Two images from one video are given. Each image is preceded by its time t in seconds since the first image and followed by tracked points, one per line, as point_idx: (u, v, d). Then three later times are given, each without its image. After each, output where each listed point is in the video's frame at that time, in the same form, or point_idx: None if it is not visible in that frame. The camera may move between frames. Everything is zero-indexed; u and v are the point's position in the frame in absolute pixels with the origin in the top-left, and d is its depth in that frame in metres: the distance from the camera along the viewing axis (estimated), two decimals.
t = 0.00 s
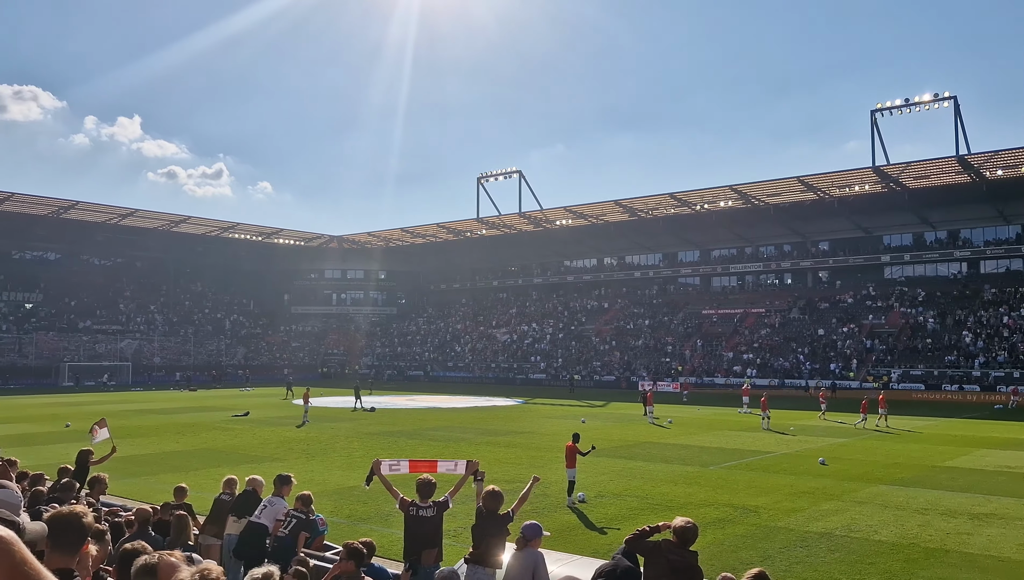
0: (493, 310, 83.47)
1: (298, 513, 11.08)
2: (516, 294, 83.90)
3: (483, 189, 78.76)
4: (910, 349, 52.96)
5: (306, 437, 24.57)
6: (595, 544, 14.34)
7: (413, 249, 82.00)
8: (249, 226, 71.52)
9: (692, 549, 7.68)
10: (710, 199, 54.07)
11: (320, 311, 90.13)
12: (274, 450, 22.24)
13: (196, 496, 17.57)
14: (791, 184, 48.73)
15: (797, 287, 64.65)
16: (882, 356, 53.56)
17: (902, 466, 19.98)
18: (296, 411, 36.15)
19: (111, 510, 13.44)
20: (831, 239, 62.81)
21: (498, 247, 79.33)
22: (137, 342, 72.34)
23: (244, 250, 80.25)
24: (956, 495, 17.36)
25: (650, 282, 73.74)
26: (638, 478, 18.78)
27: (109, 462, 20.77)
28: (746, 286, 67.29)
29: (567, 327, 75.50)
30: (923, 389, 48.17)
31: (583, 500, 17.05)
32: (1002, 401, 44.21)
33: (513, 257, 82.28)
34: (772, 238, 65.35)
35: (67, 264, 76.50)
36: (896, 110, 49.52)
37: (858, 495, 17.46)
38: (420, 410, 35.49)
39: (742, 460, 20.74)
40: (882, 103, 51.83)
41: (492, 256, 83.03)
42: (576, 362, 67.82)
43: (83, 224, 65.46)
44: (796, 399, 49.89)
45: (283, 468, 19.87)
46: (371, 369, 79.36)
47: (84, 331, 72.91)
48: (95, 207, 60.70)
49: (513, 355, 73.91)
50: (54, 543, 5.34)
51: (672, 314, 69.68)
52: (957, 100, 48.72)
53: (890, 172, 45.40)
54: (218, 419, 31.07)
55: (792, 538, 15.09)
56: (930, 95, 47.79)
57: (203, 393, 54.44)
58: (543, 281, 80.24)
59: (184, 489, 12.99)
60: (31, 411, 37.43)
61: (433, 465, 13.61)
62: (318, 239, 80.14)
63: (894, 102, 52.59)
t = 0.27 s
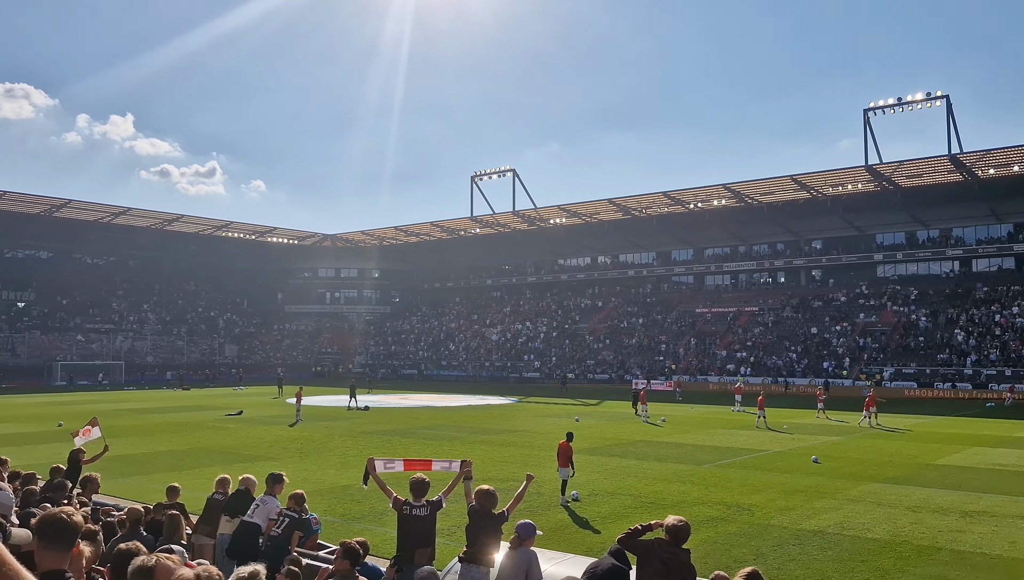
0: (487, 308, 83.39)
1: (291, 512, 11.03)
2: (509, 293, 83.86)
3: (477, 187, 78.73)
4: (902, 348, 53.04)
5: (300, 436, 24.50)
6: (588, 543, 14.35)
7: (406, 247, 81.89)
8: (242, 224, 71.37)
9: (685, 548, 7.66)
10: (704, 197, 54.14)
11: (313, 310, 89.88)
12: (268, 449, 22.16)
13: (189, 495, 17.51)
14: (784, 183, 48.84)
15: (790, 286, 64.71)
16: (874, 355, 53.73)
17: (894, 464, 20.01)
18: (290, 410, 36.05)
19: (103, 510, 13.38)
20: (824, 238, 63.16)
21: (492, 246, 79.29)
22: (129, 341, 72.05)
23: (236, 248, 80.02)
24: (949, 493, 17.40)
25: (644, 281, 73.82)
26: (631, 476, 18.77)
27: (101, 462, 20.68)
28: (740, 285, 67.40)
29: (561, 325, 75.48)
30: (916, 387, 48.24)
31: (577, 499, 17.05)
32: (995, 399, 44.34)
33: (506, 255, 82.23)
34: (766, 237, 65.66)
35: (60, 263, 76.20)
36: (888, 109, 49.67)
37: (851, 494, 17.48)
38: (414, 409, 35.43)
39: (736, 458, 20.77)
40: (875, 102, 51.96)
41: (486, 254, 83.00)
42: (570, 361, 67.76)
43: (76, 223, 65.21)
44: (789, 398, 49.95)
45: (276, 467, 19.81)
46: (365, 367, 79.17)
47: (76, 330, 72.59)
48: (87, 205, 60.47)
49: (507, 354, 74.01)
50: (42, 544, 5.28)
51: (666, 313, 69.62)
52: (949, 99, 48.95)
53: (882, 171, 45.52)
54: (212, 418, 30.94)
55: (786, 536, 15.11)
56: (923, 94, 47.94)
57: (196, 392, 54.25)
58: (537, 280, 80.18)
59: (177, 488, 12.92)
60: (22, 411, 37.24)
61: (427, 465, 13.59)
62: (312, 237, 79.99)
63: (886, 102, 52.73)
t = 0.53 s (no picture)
0: (469, 310, 83.37)
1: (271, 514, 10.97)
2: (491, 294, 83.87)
3: (460, 188, 78.59)
4: (881, 350, 53.68)
5: (280, 438, 24.37)
6: (567, 545, 14.32)
7: (388, 248, 81.69)
8: (223, 224, 70.97)
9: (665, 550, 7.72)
10: (686, 200, 54.39)
11: (294, 310, 89.43)
12: (248, 451, 22.02)
13: (167, 497, 17.37)
14: (765, 186, 49.17)
15: (771, 289, 65.01)
16: (854, 357, 54.29)
17: (872, 465, 20.20)
18: (271, 411, 35.84)
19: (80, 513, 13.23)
20: (804, 241, 63.30)
21: (474, 247, 79.21)
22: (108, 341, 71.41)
23: (217, 248, 79.52)
24: (925, 494, 17.58)
25: (626, 282, 74.01)
26: (613, 478, 18.81)
27: (78, 464, 20.47)
28: (721, 287, 67.11)
29: (543, 327, 75.59)
30: (894, 389, 48.64)
31: (558, 501, 17.08)
32: (971, 402, 44.96)
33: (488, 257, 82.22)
34: (747, 240, 65.84)
35: (38, 262, 75.39)
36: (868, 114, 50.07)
37: (829, 495, 17.61)
38: (395, 411, 35.32)
39: (715, 461, 20.82)
40: (855, 107, 52.35)
41: (468, 256, 82.89)
42: (551, 363, 67.85)
43: (54, 222, 64.55)
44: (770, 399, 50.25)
45: (255, 469, 19.70)
46: (347, 368, 78.89)
47: (55, 331, 71.89)
48: (66, 204, 59.89)
49: (488, 355, 73.67)
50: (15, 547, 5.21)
51: (647, 315, 70.28)
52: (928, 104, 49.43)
53: (862, 174, 45.91)
54: (191, 420, 30.72)
55: (765, 538, 15.20)
56: (902, 99, 48.36)
57: (176, 393, 53.83)
58: (519, 281, 80.22)
59: (155, 491, 12.80)
60: None
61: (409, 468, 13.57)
62: (293, 237, 79.60)
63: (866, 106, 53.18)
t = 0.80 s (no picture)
0: (441, 312, 83.20)
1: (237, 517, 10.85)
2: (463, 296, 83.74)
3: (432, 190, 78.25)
4: (846, 354, 54.70)
5: (248, 440, 24.08)
6: (534, 548, 14.33)
7: (359, 249, 81.27)
8: (191, 223, 70.21)
9: (634, 553, 7.75)
10: (657, 205, 54.75)
11: (264, 311, 88.57)
12: (214, 453, 21.75)
13: (131, 500, 17.09)
14: (735, 192, 49.65)
15: (740, 294, 65.36)
16: (820, 362, 55.15)
17: (837, 469, 20.43)
18: (239, 412, 35.43)
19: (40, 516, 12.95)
20: (774, 246, 63.35)
21: (445, 249, 79.06)
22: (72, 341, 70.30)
23: (185, 248, 78.59)
24: (889, 498, 17.83)
25: (597, 286, 74.25)
26: (582, 481, 18.82)
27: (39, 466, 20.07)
28: (690, 292, 67.95)
29: (514, 329, 75.63)
30: (860, 394, 49.30)
31: (527, 504, 17.08)
32: (933, 406, 46.24)
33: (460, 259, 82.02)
34: (716, 245, 66.38)
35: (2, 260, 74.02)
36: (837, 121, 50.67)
37: (795, 498, 17.77)
38: (365, 412, 35.08)
39: (684, 464, 20.93)
40: (824, 115, 52.96)
41: (439, 258, 82.71)
42: (522, 365, 67.88)
43: (18, 219, 63.40)
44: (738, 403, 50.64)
45: (222, 471, 19.45)
46: (316, 370, 78.28)
47: (18, 330, 70.66)
48: (31, 201, 58.87)
49: (459, 358, 73.48)
50: None
51: (618, 318, 70.71)
52: (896, 113, 50.18)
53: (830, 182, 46.50)
54: (157, 421, 30.26)
55: (732, 541, 15.31)
56: (869, 108, 49.04)
57: (142, 394, 53.08)
58: (491, 284, 80.14)
59: (118, 494, 12.57)
60: None
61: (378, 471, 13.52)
62: (263, 237, 78.87)
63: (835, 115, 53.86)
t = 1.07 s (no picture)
0: (409, 314, 82.88)
1: (200, 522, 10.70)
2: (431, 299, 83.53)
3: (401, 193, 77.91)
4: (811, 358, 55.17)
5: (212, 443, 23.80)
6: (500, 552, 14.30)
7: (327, 250, 80.75)
8: (156, 223, 69.26)
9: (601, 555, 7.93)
10: (625, 209, 55.09)
11: (229, 312, 87.48)
12: (178, 456, 21.45)
13: (91, 504, 16.77)
14: (702, 197, 50.15)
15: (706, 297, 66.33)
16: (785, 366, 55.69)
17: (800, 471, 20.70)
18: (203, 415, 34.99)
19: None
20: (740, 251, 64.63)
21: (413, 251, 78.76)
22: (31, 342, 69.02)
23: (148, 248, 77.43)
24: (850, 499, 18.09)
25: (565, 289, 74.45)
26: (549, 484, 18.84)
27: None
28: (658, 295, 68.68)
29: (483, 332, 75.63)
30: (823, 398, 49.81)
31: (494, 507, 17.08)
32: (896, 410, 46.77)
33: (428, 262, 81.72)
34: (683, 249, 66.89)
35: None
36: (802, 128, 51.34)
37: (759, 501, 17.94)
38: (331, 415, 34.85)
39: (651, 467, 21.03)
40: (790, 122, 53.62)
41: (407, 260, 82.34)
42: (490, 368, 67.79)
43: None
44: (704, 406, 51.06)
45: (185, 475, 19.17)
46: (283, 372, 77.47)
47: None
48: None
49: (427, 360, 73.05)
50: None
51: (585, 321, 71.01)
52: (859, 121, 50.97)
53: (795, 188, 47.13)
54: (118, 424, 29.75)
55: (697, 543, 15.41)
56: (833, 115, 49.75)
57: (104, 397, 52.11)
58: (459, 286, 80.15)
59: (78, 498, 12.32)
60: None
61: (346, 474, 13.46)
62: (229, 238, 77.94)
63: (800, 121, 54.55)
